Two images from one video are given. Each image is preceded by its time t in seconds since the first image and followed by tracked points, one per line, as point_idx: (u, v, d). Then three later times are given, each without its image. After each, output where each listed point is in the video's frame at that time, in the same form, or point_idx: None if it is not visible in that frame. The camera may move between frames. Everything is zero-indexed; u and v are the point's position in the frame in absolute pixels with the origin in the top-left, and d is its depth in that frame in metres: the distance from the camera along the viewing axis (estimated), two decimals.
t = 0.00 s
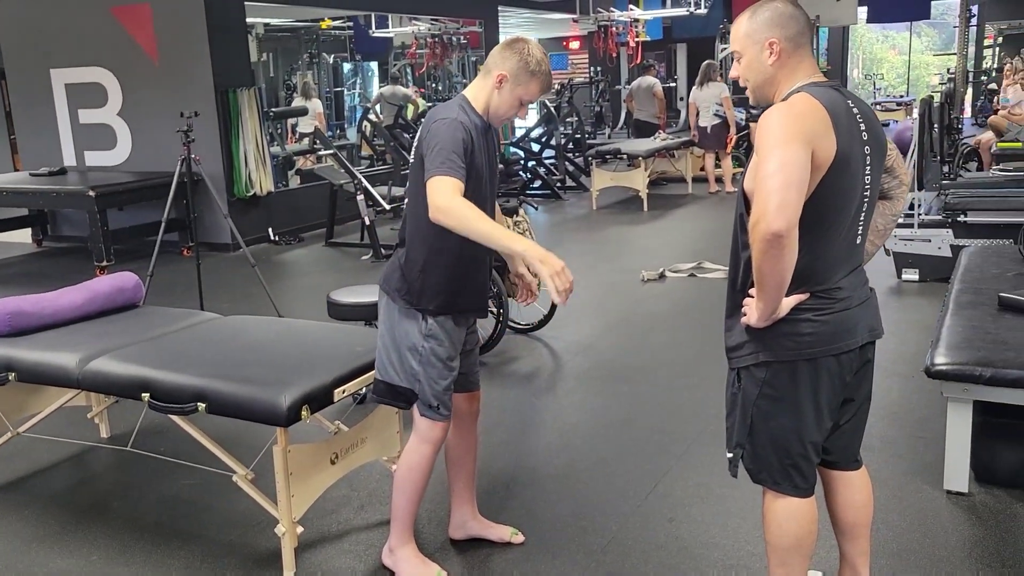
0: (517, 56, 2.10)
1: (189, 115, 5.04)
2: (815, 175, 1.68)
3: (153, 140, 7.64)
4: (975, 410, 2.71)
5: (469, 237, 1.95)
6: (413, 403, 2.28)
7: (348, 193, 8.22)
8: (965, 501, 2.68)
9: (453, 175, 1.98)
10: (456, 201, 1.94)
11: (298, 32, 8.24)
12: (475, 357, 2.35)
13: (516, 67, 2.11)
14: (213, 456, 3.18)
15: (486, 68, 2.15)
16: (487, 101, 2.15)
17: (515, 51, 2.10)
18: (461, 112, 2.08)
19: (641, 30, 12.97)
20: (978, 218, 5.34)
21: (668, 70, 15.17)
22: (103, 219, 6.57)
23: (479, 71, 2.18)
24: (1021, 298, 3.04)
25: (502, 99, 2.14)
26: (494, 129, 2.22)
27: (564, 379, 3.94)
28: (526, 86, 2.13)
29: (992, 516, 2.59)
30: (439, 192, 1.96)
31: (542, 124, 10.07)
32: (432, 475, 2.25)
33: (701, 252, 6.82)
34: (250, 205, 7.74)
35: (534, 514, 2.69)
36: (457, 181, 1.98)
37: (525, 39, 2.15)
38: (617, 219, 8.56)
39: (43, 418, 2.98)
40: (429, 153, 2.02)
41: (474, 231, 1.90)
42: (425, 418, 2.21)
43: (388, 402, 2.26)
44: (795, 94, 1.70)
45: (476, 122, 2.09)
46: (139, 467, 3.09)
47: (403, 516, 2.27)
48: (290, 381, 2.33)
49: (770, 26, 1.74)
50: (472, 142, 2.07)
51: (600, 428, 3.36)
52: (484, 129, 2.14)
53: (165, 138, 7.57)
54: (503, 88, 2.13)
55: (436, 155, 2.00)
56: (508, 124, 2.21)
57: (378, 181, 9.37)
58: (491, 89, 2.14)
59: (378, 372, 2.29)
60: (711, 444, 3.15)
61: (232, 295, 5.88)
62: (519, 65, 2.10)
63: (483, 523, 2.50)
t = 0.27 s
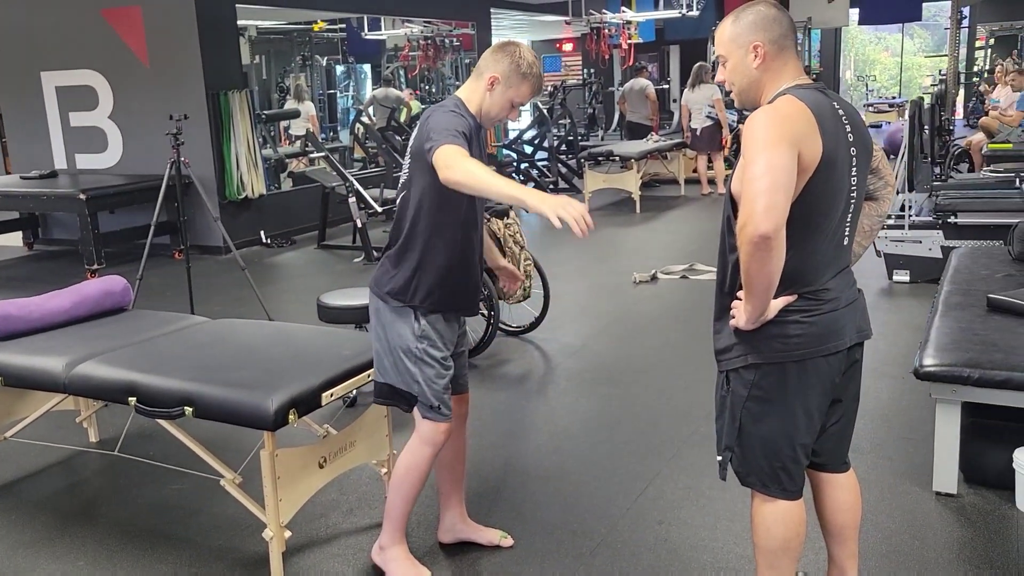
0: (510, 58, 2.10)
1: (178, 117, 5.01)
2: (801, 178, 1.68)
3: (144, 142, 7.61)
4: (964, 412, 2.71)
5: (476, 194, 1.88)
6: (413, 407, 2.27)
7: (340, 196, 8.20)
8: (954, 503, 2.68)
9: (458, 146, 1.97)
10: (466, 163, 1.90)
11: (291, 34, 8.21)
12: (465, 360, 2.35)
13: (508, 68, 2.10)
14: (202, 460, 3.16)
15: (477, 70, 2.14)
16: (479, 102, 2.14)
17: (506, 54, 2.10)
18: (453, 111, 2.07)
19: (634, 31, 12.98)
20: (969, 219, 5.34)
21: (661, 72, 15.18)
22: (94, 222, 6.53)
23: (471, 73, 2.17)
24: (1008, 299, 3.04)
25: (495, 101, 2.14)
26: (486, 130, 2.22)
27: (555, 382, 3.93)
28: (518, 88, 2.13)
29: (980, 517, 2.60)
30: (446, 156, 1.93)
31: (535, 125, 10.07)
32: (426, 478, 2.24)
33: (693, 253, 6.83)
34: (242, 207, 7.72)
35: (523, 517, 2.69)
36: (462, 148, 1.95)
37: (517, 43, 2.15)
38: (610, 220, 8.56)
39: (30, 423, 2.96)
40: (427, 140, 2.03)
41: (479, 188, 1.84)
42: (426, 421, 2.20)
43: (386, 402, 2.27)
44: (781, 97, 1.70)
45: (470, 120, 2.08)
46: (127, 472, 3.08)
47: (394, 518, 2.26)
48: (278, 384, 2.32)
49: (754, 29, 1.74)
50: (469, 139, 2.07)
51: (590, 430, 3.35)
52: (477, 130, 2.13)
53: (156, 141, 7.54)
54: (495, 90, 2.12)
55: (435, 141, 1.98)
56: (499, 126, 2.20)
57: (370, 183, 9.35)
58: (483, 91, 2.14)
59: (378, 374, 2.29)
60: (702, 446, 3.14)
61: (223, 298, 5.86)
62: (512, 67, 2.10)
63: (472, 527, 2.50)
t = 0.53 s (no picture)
0: (515, 67, 2.10)
1: (174, 120, 5.01)
2: (797, 179, 1.68)
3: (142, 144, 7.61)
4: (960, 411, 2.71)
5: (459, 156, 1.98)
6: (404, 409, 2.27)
7: (338, 198, 8.21)
8: (951, 503, 2.68)
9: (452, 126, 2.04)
10: (453, 132, 1.99)
11: (289, 36, 8.22)
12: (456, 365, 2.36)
13: (513, 77, 2.10)
14: (198, 462, 3.16)
15: (481, 77, 2.14)
16: (480, 107, 2.14)
17: (511, 62, 2.10)
18: (454, 113, 2.07)
19: (632, 33, 12.99)
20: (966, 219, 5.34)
21: (660, 73, 15.20)
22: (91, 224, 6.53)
23: (474, 79, 2.17)
24: (1004, 299, 3.05)
25: (497, 106, 2.13)
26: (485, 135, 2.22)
27: (552, 383, 3.93)
28: (520, 96, 2.12)
29: (977, 517, 2.60)
30: (438, 131, 2.00)
31: (533, 127, 10.07)
32: (423, 480, 2.24)
33: (690, 254, 6.83)
34: (240, 209, 7.72)
35: (518, 519, 2.68)
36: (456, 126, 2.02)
37: (523, 53, 2.15)
38: (608, 222, 8.56)
39: (25, 425, 2.96)
40: (424, 127, 2.06)
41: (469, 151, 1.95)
42: (417, 424, 2.20)
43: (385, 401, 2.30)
44: (777, 99, 1.70)
45: (470, 124, 2.08)
46: (124, 474, 3.08)
47: (389, 521, 2.26)
48: (273, 387, 2.32)
49: (750, 33, 1.75)
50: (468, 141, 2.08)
51: (587, 431, 3.35)
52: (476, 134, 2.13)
53: (154, 142, 7.54)
54: (498, 96, 2.12)
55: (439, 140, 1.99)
56: (500, 131, 2.20)
57: (368, 184, 9.35)
58: (485, 96, 2.13)
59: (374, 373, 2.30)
60: (698, 447, 3.14)
61: (220, 300, 5.85)
62: (515, 76, 2.10)
63: (467, 528, 2.49)
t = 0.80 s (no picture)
0: (510, 67, 2.10)
1: (173, 121, 5.00)
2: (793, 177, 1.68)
3: (141, 145, 7.61)
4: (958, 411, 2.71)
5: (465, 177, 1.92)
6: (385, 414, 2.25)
7: (337, 199, 8.21)
8: (949, 503, 2.68)
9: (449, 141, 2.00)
10: (450, 149, 1.95)
11: (288, 37, 8.22)
12: (450, 367, 2.38)
13: (507, 77, 2.10)
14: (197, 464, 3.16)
15: (475, 77, 2.13)
16: (475, 108, 2.14)
17: (505, 61, 2.10)
18: (447, 114, 2.07)
19: (631, 33, 12.99)
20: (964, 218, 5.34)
21: (659, 74, 15.22)
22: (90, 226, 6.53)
23: (468, 80, 2.17)
24: (1002, 299, 3.04)
25: (491, 108, 2.13)
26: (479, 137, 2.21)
27: (551, 384, 3.93)
28: (515, 97, 2.12)
29: (975, 517, 2.59)
30: (433, 147, 1.96)
31: (532, 127, 10.07)
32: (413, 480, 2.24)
33: (689, 254, 6.83)
34: (239, 210, 7.72)
35: (515, 520, 2.68)
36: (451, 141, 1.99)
37: (516, 54, 2.15)
38: (607, 222, 8.56)
39: (23, 427, 2.96)
40: (420, 132, 2.04)
41: (472, 169, 1.89)
42: (401, 427, 2.20)
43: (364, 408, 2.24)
44: (772, 98, 1.71)
45: (463, 126, 2.08)
46: (122, 476, 3.07)
47: (382, 525, 2.25)
48: (270, 388, 2.32)
49: (744, 34, 1.76)
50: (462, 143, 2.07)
51: (585, 432, 3.34)
52: (470, 134, 2.13)
53: (153, 144, 7.54)
54: (492, 97, 2.12)
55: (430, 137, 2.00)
56: (494, 133, 2.20)
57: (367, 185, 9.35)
58: (479, 98, 2.13)
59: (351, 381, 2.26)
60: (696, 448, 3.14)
61: (219, 301, 5.85)
62: (510, 76, 2.10)
63: (463, 529, 2.49)
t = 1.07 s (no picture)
0: (507, 70, 2.11)
1: (172, 124, 5.00)
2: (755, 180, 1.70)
3: (141, 148, 7.62)
4: (956, 411, 2.71)
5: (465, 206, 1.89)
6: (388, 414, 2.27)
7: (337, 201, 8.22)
8: (948, 503, 2.68)
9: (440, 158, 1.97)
10: (445, 176, 1.91)
11: (288, 40, 8.23)
12: (450, 367, 2.38)
13: (504, 79, 2.11)
14: (198, 467, 3.16)
15: (472, 80, 2.14)
16: (471, 111, 2.14)
17: (503, 64, 2.11)
18: (443, 119, 2.08)
19: (630, 35, 13.01)
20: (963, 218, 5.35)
21: (658, 75, 15.24)
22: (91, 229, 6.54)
23: (465, 82, 2.18)
24: (1001, 299, 3.05)
25: (487, 110, 2.13)
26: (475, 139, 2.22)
27: (550, 385, 3.93)
28: (512, 100, 2.13)
29: (974, 517, 2.60)
30: (424, 167, 1.94)
31: (531, 129, 10.07)
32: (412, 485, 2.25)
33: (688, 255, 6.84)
34: (239, 213, 7.72)
35: (514, 520, 2.68)
36: (441, 160, 1.97)
37: (513, 56, 2.16)
38: (607, 223, 8.56)
39: (24, 430, 2.96)
40: (414, 139, 2.04)
41: (464, 200, 1.87)
42: (401, 427, 2.20)
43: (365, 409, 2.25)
44: (742, 99, 1.72)
45: (458, 131, 2.08)
46: (123, 479, 3.08)
47: (384, 527, 2.26)
48: (269, 390, 2.32)
49: (721, 35, 1.79)
50: (457, 147, 2.08)
51: (585, 433, 3.35)
52: (466, 138, 2.14)
53: (153, 147, 7.55)
54: (489, 100, 2.12)
55: (422, 141, 2.01)
56: (492, 136, 2.21)
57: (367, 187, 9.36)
58: (476, 100, 2.13)
59: (353, 381, 2.28)
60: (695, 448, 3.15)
61: (220, 304, 5.86)
62: (507, 80, 2.11)
63: (464, 531, 2.49)
